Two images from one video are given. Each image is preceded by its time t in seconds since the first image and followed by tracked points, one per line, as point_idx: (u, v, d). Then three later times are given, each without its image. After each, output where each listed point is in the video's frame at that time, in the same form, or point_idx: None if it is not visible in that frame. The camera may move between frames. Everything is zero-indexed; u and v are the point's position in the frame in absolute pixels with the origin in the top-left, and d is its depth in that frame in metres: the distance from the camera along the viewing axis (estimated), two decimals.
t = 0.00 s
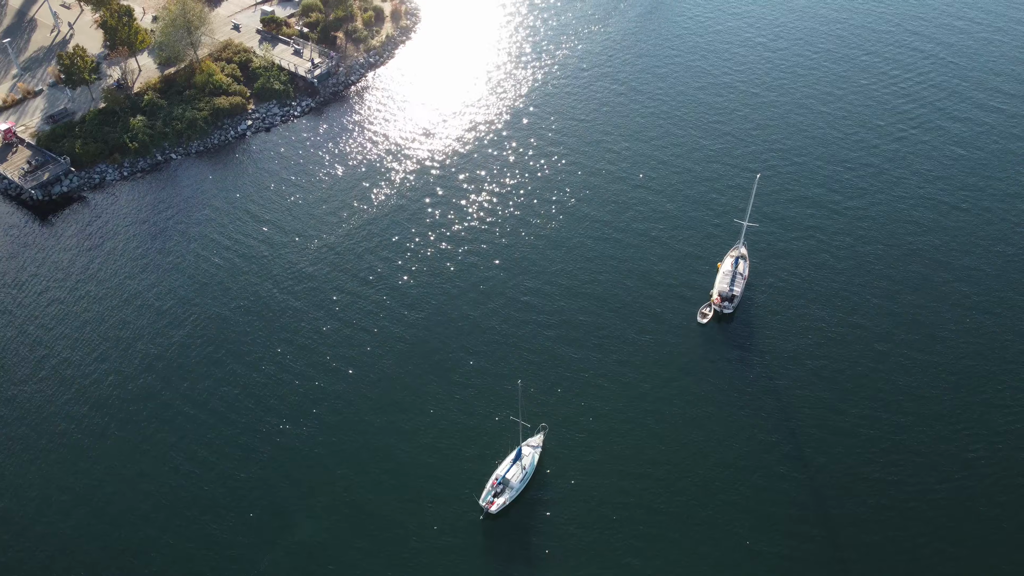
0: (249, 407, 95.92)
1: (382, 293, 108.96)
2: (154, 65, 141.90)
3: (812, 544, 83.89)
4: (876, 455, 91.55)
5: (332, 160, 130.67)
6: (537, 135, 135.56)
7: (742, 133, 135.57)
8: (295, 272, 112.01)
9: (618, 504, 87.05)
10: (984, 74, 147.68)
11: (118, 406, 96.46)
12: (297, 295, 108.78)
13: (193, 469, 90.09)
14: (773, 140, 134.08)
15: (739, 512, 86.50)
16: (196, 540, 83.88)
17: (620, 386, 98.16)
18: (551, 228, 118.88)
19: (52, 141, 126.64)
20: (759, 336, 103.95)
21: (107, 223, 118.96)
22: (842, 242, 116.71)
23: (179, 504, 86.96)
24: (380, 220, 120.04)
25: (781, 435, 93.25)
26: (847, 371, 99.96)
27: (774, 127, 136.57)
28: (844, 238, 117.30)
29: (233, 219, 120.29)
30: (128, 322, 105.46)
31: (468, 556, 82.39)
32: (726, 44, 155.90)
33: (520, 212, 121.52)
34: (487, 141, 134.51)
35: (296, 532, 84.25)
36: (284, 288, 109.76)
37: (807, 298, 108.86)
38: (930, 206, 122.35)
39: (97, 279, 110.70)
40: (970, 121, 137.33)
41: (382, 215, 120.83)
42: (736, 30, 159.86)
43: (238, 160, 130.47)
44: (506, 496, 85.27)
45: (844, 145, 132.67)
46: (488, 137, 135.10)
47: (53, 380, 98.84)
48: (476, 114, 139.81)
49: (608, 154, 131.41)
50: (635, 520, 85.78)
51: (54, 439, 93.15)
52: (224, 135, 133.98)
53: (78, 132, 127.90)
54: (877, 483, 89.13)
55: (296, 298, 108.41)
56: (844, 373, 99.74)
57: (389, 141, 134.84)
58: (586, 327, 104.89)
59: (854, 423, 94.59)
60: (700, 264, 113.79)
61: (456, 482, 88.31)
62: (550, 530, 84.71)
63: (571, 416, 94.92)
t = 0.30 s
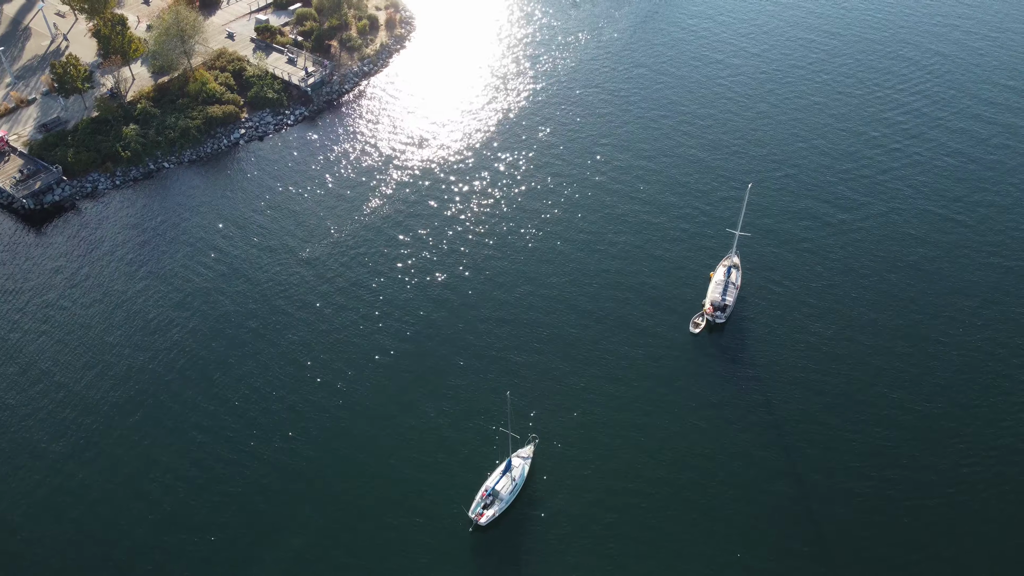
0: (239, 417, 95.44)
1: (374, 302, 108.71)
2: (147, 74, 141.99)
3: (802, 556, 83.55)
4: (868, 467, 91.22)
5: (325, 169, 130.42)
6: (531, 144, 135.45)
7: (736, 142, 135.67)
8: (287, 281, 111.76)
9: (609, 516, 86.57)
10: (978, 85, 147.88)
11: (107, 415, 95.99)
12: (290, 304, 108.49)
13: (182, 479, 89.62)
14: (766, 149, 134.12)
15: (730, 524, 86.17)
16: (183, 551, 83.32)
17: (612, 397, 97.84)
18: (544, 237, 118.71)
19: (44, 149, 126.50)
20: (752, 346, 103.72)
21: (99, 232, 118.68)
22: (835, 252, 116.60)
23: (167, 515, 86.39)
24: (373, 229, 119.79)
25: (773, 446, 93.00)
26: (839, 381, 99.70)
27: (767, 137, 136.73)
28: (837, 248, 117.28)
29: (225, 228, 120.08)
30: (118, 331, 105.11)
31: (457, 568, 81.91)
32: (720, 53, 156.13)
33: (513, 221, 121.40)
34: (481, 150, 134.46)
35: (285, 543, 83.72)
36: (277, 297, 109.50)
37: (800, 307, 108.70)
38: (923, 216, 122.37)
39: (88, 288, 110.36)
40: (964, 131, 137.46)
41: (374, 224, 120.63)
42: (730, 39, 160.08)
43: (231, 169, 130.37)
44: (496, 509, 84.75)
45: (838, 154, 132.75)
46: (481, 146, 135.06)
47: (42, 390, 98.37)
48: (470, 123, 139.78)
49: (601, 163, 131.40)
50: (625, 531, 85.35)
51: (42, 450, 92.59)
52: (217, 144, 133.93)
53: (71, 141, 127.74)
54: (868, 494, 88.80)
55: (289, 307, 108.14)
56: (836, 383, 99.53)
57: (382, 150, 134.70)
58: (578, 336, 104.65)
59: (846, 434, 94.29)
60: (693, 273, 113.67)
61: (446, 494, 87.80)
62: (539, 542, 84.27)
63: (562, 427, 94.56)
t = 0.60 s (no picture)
0: (228, 428, 94.99)
1: (365, 312, 108.38)
2: (141, 83, 141.97)
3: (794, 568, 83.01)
4: (859, 478, 90.90)
5: (318, 178, 130.26)
6: (524, 153, 135.44)
7: (729, 152, 135.77)
8: (279, 290, 111.50)
9: (599, 528, 86.02)
10: (972, 95, 148.19)
11: (96, 426, 95.47)
12: (281, 313, 108.15)
13: (170, 491, 89.06)
14: (759, 159, 134.27)
15: (721, 536, 85.64)
16: (171, 563, 82.68)
17: (603, 407, 97.46)
18: (537, 246, 118.57)
19: (36, 158, 126.17)
20: (744, 356, 103.47)
21: (90, 241, 118.29)
22: (828, 262, 116.47)
23: (154, 527, 85.81)
24: (366, 238, 119.55)
25: (764, 457, 92.59)
26: (831, 392, 99.46)
27: (761, 147, 136.81)
28: (830, 258, 117.23)
29: (217, 237, 119.81)
30: (108, 341, 104.66)
31: None
32: (714, 63, 156.37)
33: (506, 230, 121.34)
34: (475, 159, 134.40)
35: (273, 555, 83.16)
36: (268, 306, 109.16)
37: (792, 317, 108.48)
38: (915, 227, 122.42)
39: (79, 298, 109.95)
40: (958, 142, 137.63)
41: (367, 233, 120.44)
42: (724, 49, 160.42)
43: (224, 178, 130.22)
44: (486, 520, 84.19)
45: (831, 165, 132.89)
46: (475, 155, 135.01)
47: (30, 400, 97.83)
48: (464, 132, 139.81)
49: (594, 173, 131.38)
50: (616, 543, 84.78)
51: (29, 460, 91.97)
52: (210, 153, 133.80)
53: (63, 149, 127.45)
54: (860, 506, 88.42)
55: (280, 316, 107.82)
56: (828, 394, 99.26)
57: (376, 159, 134.63)
58: (570, 346, 104.37)
59: (838, 445, 93.99)
60: (686, 283, 113.52)
61: (435, 505, 87.26)
62: (530, 554, 83.72)
63: (553, 438, 94.14)
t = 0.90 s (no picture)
0: (218, 438, 94.53)
1: (357, 321, 108.10)
2: (135, 91, 142.00)
3: None
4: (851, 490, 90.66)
5: (310, 187, 130.08)
6: (518, 163, 135.41)
7: (723, 162, 135.83)
8: (271, 299, 111.23)
9: (589, 540, 85.59)
10: (966, 106, 148.42)
11: (84, 435, 94.96)
12: (272, 322, 107.88)
13: (158, 501, 88.54)
14: (753, 169, 134.42)
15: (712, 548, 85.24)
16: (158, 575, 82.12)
17: (595, 418, 97.21)
18: (529, 256, 118.46)
19: (29, 167, 125.94)
20: (736, 366, 103.32)
21: (82, 251, 118.00)
22: (821, 272, 116.44)
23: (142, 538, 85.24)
24: (358, 247, 119.29)
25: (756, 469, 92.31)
26: (823, 403, 99.29)
27: (754, 157, 136.95)
28: (823, 268, 117.25)
29: (208, 246, 119.56)
30: (98, 350, 104.28)
31: None
32: (708, 72, 156.53)
33: (499, 239, 121.25)
34: (468, 168, 134.32)
35: (261, 567, 82.54)
36: (260, 315, 108.92)
37: (785, 327, 108.39)
38: (908, 237, 122.50)
39: (69, 307, 109.58)
40: (951, 153, 137.76)
41: (359, 242, 120.15)
42: (719, 58, 160.64)
43: (217, 187, 130.08)
44: (475, 532, 83.73)
45: (824, 175, 133.05)
46: (468, 165, 134.97)
47: (19, 409, 97.37)
48: (457, 141, 139.80)
49: (588, 183, 131.33)
50: (606, 556, 84.28)
51: (16, 470, 91.41)
52: (202, 162, 133.69)
53: (56, 158, 127.29)
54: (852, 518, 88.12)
55: (272, 325, 107.58)
56: (820, 405, 99.08)
57: (369, 168, 134.47)
58: (562, 356, 104.17)
59: (829, 456, 93.80)
60: (679, 292, 113.43)
61: (424, 517, 86.79)
62: (519, 566, 83.26)
63: (544, 449, 93.80)
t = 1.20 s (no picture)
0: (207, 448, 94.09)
1: (348, 331, 107.87)
2: (128, 99, 141.94)
3: None
4: (842, 502, 90.37)
5: (303, 196, 129.90)
6: (511, 172, 135.39)
7: (716, 172, 135.93)
8: (262, 308, 110.99)
9: (579, 552, 85.23)
10: (959, 117, 148.65)
11: (73, 445, 94.48)
12: (263, 331, 107.61)
13: (146, 512, 88.11)
14: (745, 179, 134.53)
15: (702, 560, 84.88)
16: None
17: (585, 429, 96.95)
18: (521, 265, 118.34)
19: (21, 175, 125.75)
20: (727, 377, 103.16)
21: (73, 259, 117.70)
22: (813, 282, 116.44)
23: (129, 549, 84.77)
24: (350, 256, 119.09)
25: (747, 481, 92.00)
26: (814, 414, 99.09)
27: (747, 167, 137.03)
28: (815, 278, 117.18)
29: (200, 255, 119.28)
30: (88, 359, 103.85)
31: None
32: (703, 82, 156.69)
33: (491, 249, 121.14)
34: (461, 177, 134.23)
35: None
36: (251, 324, 108.64)
37: (777, 338, 108.30)
38: (900, 248, 122.57)
39: (59, 316, 109.20)
40: (943, 164, 137.94)
41: (351, 251, 119.95)
42: (713, 67, 160.82)
43: (209, 195, 129.91)
44: (464, 544, 83.50)
45: (816, 185, 133.14)
46: (461, 174, 134.89)
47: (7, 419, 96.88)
48: (451, 151, 139.79)
49: (580, 192, 131.33)
50: (595, 568, 83.94)
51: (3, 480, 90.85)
52: (195, 170, 133.59)
53: (48, 167, 127.11)
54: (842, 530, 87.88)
55: (262, 334, 107.31)
56: (812, 416, 98.88)
57: (362, 176, 134.36)
58: (553, 366, 103.99)
59: (820, 468, 93.55)
60: (671, 302, 113.34)
61: (413, 529, 86.39)
62: None
63: (534, 460, 93.47)
